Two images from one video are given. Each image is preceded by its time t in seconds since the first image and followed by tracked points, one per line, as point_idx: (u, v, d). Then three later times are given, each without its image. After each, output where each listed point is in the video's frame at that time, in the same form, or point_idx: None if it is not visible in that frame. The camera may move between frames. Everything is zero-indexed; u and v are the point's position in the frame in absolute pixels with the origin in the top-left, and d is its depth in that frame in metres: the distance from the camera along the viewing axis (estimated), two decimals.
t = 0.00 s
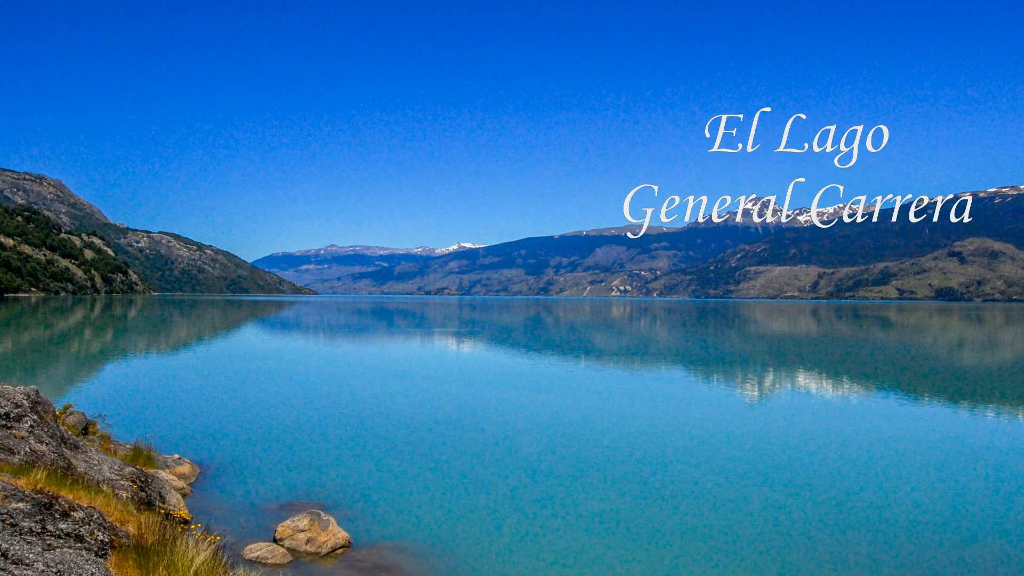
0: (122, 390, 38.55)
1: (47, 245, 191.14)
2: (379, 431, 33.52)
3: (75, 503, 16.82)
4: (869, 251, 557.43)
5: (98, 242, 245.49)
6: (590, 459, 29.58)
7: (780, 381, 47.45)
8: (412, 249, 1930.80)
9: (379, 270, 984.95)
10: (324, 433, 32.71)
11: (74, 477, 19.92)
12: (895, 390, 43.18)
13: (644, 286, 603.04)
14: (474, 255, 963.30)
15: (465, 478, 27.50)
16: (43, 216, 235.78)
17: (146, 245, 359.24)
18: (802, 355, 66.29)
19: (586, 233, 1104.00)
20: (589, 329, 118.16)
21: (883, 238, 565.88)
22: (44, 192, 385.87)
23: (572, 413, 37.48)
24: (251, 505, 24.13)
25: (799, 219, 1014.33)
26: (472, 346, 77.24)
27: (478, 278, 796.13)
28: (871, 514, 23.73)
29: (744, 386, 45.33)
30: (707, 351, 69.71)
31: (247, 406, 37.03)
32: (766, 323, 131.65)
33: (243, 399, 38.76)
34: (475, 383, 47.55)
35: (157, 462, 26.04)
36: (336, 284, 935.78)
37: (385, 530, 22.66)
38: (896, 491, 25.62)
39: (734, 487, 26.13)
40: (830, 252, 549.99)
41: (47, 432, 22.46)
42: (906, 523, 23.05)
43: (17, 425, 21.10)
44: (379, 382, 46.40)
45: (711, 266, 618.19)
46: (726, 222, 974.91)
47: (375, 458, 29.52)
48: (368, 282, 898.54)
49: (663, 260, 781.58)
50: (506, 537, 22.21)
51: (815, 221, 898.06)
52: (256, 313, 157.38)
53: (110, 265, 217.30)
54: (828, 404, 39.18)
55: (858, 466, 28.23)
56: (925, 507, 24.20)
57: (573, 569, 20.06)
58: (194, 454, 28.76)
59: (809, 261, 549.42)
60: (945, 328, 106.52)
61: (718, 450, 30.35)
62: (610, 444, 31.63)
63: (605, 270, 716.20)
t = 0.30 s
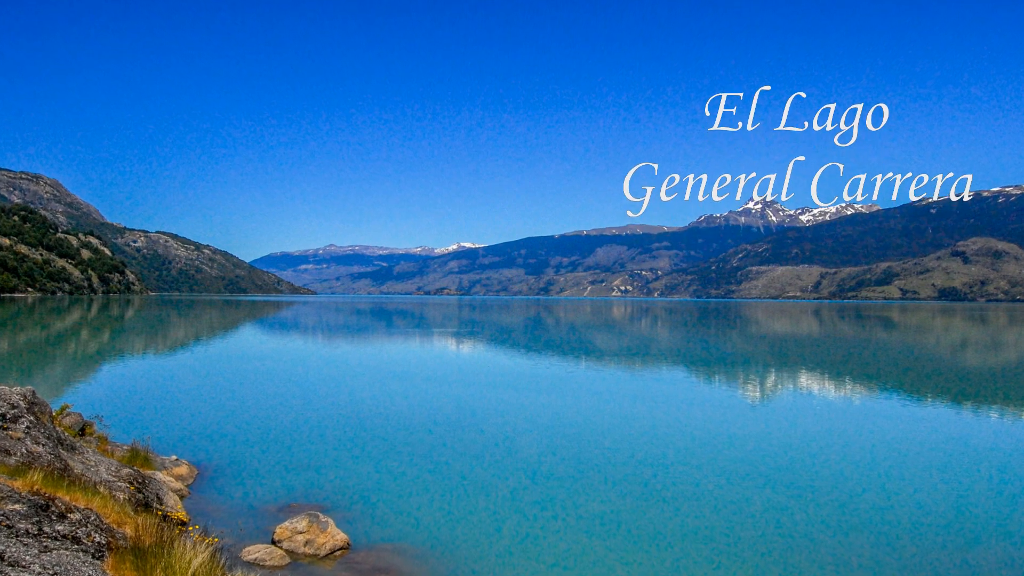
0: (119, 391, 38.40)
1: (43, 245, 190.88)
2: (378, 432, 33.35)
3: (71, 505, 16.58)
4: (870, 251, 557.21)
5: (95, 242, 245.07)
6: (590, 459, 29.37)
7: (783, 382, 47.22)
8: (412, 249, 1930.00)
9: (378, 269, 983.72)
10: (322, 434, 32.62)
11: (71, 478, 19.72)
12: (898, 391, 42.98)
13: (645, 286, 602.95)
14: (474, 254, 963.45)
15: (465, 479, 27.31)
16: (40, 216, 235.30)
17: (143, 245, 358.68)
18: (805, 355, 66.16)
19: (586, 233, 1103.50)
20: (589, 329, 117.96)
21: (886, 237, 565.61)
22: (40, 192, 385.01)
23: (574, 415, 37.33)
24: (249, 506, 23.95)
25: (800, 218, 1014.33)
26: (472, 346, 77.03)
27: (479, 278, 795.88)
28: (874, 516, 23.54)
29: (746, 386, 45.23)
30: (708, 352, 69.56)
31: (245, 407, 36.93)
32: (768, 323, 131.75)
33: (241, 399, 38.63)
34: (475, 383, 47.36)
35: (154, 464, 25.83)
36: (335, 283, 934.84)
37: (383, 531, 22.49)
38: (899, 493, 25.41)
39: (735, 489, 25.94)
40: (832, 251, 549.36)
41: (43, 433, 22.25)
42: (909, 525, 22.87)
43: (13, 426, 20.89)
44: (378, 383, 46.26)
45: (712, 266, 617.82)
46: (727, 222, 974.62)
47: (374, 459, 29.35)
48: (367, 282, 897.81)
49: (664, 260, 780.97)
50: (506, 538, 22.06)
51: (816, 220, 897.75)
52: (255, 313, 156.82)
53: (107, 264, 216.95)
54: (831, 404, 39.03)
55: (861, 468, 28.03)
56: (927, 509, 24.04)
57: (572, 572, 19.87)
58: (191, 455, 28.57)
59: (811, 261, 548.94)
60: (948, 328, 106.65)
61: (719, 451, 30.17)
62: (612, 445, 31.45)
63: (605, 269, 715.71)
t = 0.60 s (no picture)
0: (116, 392, 38.23)
1: (40, 244, 190.58)
2: (377, 433, 33.18)
3: (68, 506, 16.36)
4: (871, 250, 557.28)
5: (92, 241, 244.62)
6: (591, 460, 29.20)
7: (785, 383, 47.07)
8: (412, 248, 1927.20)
9: (378, 269, 982.82)
10: (321, 435, 32.45)
11: (67, 480, 19.46)
12: (901, 392, 42.86)
13: (646, 286, 602.82)
14: (474, 254, 963.46)
15: (464, 481, 27.15)
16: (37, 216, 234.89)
17: (141, 245, 358.15)
18: (807, 355, 66.10)
19: (586, 233, 1102.47)
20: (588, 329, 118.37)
21: (888, 237, 565.24)
22: (35, 191, 384.00)
23: (574, 415, 37.17)
24: (247, 508, 23.77)
25: (801, 218, 1014.62)
26: (472, 346, 76.90)
27: (479, 278, 794.36)
28: (877, 517, 23.35)
29: (747, 387, 45.23)
30: (709, 353, 69.30)
31: (243, 407, 36.78)
32: (770, 323, 132.29)
33: (239, 400, 38.47)
34: (476, 384, 47.20)
35: (151, 465, 25.62)
36: (334, 283, 933.48)
37: (382, 532, 22.32)
38: (901, 494, 25.25)
39: (737, 491, 25.71)
40: (834, 251, 548.96)
41: (40, 434, 22.01)
42: (912, 527, 22.68)
43: (9, 427, 20.54)
44: (377, 384, 46.11)
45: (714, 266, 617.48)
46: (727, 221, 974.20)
47: (373, 460, 29.16)
48: (367, 282, 897.14)
49: (666, 260, 780.78)
50: (506, 540, 21.89)
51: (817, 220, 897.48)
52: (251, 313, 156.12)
53: (104, 264, 216.47)
54: (833, 405, 38.91)
55: (863, 469, 27.86)
56: (929, 510, 23.91)
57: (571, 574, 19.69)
58: (189, 456, 28.38)
59: (813, 261, 548.39)
60: (951, 329, 106.93)
61: (721, 453, 29.94)
62: (612, 446, 31.31)
63: (606, 269, 715.38)
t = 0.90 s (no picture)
0: (113, 392, 38.00)
1: (37, 244, 190.27)
2: (376, 434, 33.01)
3: (65, 508, 16.05)
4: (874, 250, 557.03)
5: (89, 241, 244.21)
6: (591, 461, 29.05)
7: (786, 383, 46.88)
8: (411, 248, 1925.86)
9: (377, 269, 981.67)
10: (320, 436, 32.31)
11: (64, 481, 19.21)
12: (904, 393, 42.67)
13: (647, 286, 602.77)
14: (474, 254, 963.26)
15: (464, 482, 26.98)
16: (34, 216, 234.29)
17: (138, 245, 357.72)
18: (809, 356, 65.85)
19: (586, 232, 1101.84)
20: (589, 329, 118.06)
21: (890, 237, 564.66)
22: (33, 190, 383.43)
23: (574, 416, 37.00)
24: (245, 510, 23.57)
25: (802, 218, 1014.37)
26: (472, 347, 76.68)
27: (479, 278, 794.06)
28: (880, 519, 23.17)
29: (749, 387, 45.23)
30: (710, 353, 69.03)
31: (241, 408, 36.66)
32: (772, 323, 132.10)
33: (238, 401, 38.33)
34: (475, 385, 47.03)
35: (149, 466, 25.41)
36: (333, 284, 932.36)
37: (381, 534, 22.19)
38: (906, 496, 25.04)
39: (738, 492, 25.56)
40: (836, 251, 548.68)
41: (36, 436, 21.69)
42: (915, 529, 22.50)
43: (5, 427, 20.29)
44: (376, 384, 45.97)
45: (715, 266, 616.86)
46: (728, 221, 973.51)
47: (372, 462, 28.97)
48: (366, 282, 896.14)
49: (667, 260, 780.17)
50: (506, 542, 21.70)
51: (817, 220, 897.13)
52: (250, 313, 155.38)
53: (101, 264, 216.16)
54: (836, 405, 38.78)
55: (866, 471, 27.69)
56: (933, 512, 23.73)
57: None
58: (187, 458, 28.18)
59: (816, 260, 547.88)
60: (955, 329, 107.15)
61: (723, 454, 29.79)
62: (613, 447, 31.12)
63: (607, 269, 714.16)
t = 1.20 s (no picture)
0: (110, 393, 37.82)
1: (34, 244, 190.15)
2: (375, 435, 32.86)
3: (62, 510, 15.74)
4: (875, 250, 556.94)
5: (86, 241, 243.70)
6: (591, 463, 28.87)
7: (788, 384, 46.68)
8: (411, 248, 1923.93)
9: (377, 269, 981.23)
10: (318, 436, 32.21)
11: (61, 482, 18.96)
12: (907, 393, 42.48)
13: (648, 286, 602.80)
14: (474, 254, 963.56)
15: (463, 484, 26.83)
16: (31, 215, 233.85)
17: (135, 244, 357.28)
18: (812, 357, 65.54)
19: (587, 232, 1100.85)
20: (591, 330, 116.95)
21: (893, 237, 563.50)
22: (30, 190, 383.04)
23: (574, 417, 36.81)
24: (243, 511, 23.40)
25: (803, 217, 1013.29)
26: (472, 347, 76.19)
27: (479, 278, 794.17)
28: (882, 521, 22.97)
29: (750, 388, 45.13)
30: (712, 354, 68.77)
31: (239, 409, 36.57)
32: (774, 323, 131.70)
33: (236, 402, 38.16)
34: (474, 385, 46.85)
35: (146, 468, 25.24)
36: (332, 284, 931.40)
37: (381, 535, 22.04)
38: (907, 498, 24.90)
39: (739, 493, 25.42)
40: (838, 251, 548.51)
41: (33, 436, 21.35)
42: (917, 531, 22.33)
43: (2, 428, 20.02)
44: (375, 385, 45.84)
45: (716, 266, 616.22)
46: (729, 221, 972.44)
47: (371, 462, 28.81)
48: (366, 282, 895.34)
49: (668, 260, 779.54)
50: (506, 544, 21.52)
51: (818, 220, 896.52)
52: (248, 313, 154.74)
53: (98, 264, 215.80)
54: (838, 406, 38.62)
55: (869, 472, 27.53)
56: (936, 514, 23.53)
57: None
58: (184, 459, 28.00)
59: (817, 260, 547.71)
60: (959, 329, 107.51)
61: (724, 455, 29.66)
62: (614, 448, 30.98)
63: (607, 269, 714.30)
